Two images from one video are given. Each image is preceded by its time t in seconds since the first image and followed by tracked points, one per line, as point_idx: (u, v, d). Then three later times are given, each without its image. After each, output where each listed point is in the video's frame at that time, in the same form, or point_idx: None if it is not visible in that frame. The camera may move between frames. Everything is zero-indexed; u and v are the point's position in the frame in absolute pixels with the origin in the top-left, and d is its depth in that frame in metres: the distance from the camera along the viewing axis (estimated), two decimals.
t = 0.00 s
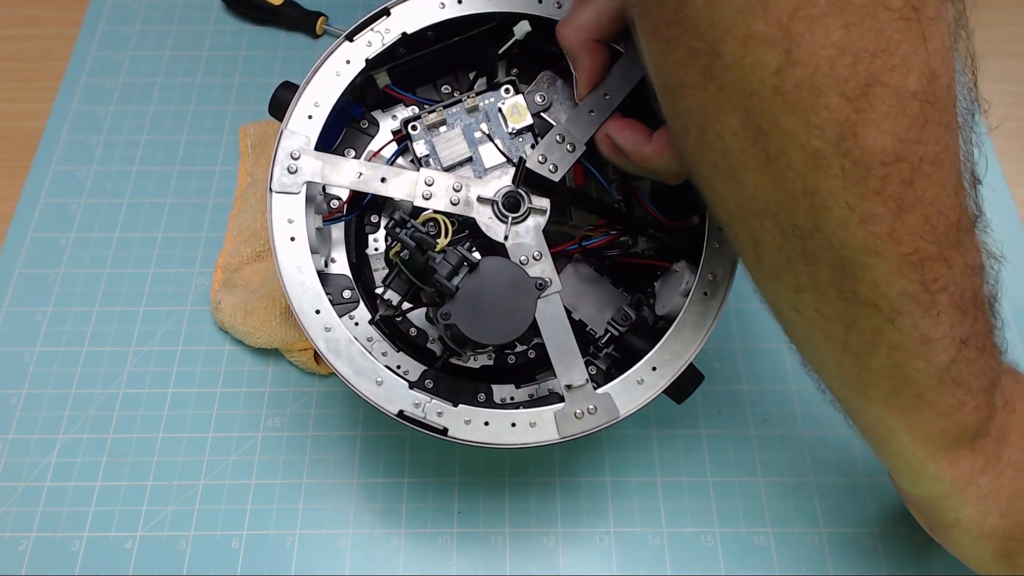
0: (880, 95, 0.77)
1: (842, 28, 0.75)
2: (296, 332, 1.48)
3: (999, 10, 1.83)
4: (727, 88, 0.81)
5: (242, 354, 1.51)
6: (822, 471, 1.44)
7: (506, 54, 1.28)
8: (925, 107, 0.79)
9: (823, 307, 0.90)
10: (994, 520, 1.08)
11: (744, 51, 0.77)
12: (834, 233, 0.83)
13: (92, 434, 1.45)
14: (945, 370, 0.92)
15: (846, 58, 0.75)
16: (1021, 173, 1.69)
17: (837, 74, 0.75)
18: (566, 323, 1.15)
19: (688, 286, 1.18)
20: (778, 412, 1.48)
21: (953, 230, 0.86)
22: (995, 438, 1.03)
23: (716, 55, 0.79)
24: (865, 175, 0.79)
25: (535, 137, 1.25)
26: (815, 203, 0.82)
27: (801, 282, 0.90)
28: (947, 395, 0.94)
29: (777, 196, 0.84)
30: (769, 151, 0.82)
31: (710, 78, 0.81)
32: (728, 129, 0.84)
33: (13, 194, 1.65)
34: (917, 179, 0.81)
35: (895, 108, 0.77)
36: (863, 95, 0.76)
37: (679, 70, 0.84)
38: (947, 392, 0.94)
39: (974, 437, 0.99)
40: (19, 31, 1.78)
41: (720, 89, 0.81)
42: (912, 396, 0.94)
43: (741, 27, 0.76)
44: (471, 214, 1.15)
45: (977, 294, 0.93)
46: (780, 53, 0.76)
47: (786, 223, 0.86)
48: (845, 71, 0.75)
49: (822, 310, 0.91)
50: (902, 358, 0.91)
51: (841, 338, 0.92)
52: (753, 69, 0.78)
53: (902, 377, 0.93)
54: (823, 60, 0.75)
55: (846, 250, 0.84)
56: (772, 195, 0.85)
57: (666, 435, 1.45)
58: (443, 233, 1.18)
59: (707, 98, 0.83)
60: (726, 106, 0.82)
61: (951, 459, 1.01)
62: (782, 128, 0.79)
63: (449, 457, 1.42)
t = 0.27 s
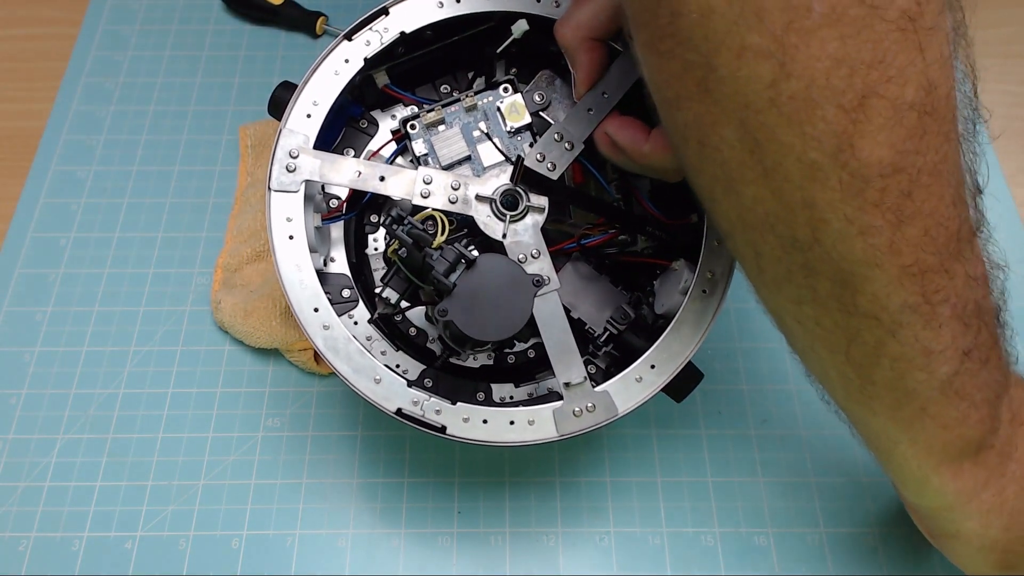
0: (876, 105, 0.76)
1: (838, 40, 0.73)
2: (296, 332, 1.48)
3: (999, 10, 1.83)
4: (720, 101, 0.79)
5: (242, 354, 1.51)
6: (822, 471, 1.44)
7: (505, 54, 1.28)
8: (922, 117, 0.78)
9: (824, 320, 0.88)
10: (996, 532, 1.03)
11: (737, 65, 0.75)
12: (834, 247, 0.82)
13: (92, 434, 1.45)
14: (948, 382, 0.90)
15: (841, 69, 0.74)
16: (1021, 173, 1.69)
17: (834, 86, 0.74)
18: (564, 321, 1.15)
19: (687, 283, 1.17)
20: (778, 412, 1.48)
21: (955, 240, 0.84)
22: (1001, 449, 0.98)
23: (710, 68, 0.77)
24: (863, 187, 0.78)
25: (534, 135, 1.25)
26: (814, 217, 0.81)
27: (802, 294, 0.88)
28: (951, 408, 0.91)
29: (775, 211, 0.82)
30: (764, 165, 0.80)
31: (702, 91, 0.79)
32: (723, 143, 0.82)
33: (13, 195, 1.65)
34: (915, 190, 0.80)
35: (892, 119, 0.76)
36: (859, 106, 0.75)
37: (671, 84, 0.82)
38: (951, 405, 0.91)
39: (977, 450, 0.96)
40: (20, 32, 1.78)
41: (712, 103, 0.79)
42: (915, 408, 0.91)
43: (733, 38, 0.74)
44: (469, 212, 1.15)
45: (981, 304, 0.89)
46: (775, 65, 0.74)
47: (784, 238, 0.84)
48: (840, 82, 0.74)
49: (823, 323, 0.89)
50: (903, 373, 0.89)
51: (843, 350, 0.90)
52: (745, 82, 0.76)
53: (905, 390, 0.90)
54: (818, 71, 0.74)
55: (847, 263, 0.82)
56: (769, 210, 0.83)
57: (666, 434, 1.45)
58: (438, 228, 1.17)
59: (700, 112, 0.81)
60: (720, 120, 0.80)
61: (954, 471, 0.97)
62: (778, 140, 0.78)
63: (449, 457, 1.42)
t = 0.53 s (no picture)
0: (839, 110, 0.74)
1: (796, 45, 0.72)
2: (295, 332, 1.48)
3: (1000, 10, 1.82)
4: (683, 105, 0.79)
5: (243, 355, 1.51)
6: (822, 472, 1.43)
7: (503, 54, 1.28)
8: (887, 122, 0.76)
9: (798, 324, 0.87)
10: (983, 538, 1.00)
11: (698, 69, 0.76)
12: (801, 251, 0.81)
13: (92, 434, 1.45)
14: (925, 388, 0.87)
15: (800, 74, 0.73)
16: (1021, 173, 1.68)
17: (793, 90, 0.73)
18: (563, 322, 1.15)
19: (686, 284, 1.17)
20: (778, 413, 1.48)
21: (927, 245, 0.82)
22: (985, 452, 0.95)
23: (674, 72, 0.78)
24: (827, 191, 0.77)
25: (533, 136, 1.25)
26: (780, 221, 0.80)
27: (774, 298, 0.87)
28: (929, 414, 0.89)
29: (741, 214, 0.82)
30: (729, 169, 0.80)
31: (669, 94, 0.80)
32: (690, 147, 0.82)
33: (14, 194, 1.65)
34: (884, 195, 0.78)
35: (855, 124, 0.75)
36: (821, 111, 0.74)
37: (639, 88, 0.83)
38: (929, 410, 0.89)
39: (960, 456, 0.93)
40: (20, 31, 1.78)
41: (678, 107, 0.80)
42: (893, 414, 0.89)
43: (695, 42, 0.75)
44: (468, 213, 1.15)
45: (960, 310, 0.87)
46: (734, 70, 0.74)
47: (753, 241, 0.83)
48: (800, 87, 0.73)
49: (797, 328, 0.88)
50: (878, 378, 0.87)
51: (818, 354, 0.88)
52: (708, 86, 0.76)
53: (882, 395, 0.88)
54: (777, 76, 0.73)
55: (815, 268, 0.81)
56: (736, 214, 0.82)
57: (665, 435, 1.45)
58: (435, 231, 1.19)
59: (667, 116, 0.82)
60: (686, 124, 0.80)
61: (936, 475, 0.94)
62: (740, 145, 0.77)
63: (448, 457, 1.42)
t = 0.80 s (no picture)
0: (842, 111, 0.75)
1: (800, 49, 0.72)
2: (295, 332, 1.48)
3: (1000, 9, 1.82)
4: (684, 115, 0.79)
5: (243, 354, 1.51)
6: (823, 471, 1.43)
7: (504, 53, 1.28)
8: (889, 121, 0.77)
9: (805, 329, 0.86)
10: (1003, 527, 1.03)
11: (700, 78, 0.75)
12: (810, 255, 0.80)
13: (92, 434, 1.45)
14: (934, 384, 0.88)
15: (804, 78, 0.73)
16: (1021, 173, 1.68)
17: (797, 95, 0.73)
18: (563, 320, 1.15)
19: (687, 284, 1.19)
20: (778, 412, 1.48)
21: (930, 241, 0.83)
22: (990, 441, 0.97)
23: (674, 81, 0.77)
24: (835, 193, 0.77)
25: (533, 135, 1.25)
26: (788, 225, 0.79)
27: (782, 302, 0.86)
28: (939, 409, 0.89)
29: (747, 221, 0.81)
30: (735, 176, 0.79)
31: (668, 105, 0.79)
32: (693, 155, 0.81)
33: (13, 194, 1.65)
34: (887, 195, 0.79)
35: (859, 125, 0.75)
36: (826, 113, 0.74)
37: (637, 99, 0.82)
38: (938, 406, 0.89)
39: (968, 448, 0.94)
40: (20, 31, 1.78)
41: (679, 116, 0.79)
42: (903, 411, 0.89)
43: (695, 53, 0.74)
44: (468, 212, 1.15)
45: (962, 304, 0.88)
46: (738, 77, 0.74)
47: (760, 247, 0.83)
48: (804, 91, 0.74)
49: (806, 332, 0.87)
50: (887, 379, 0.87)
51: (826, 357, 0.88)
52: (710, 94, 0.76)
53: (892, 394, 0.88)
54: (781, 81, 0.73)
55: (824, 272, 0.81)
56: (742, 219, 0.82)
57: (666, 434, 1.45)
58: (437, 228, 1.17)
59: (668, 126, 0.81)
60: (687, 133, 0.80)
61: (949, 471, 0.96)
62: (745, 150, 0.77)
63: (448, 457, 1.42)
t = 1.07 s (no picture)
0: (876, 127, 0.73)
1: (837, 65, 0.71)
2: (296, 332, 1.48)
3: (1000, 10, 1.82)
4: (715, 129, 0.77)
5: (243, 354, 1.50)
6: (823, 471, 1.43)
7: (506, 53, 1.28)
8: (921, 136, 0.76)
9: (831, 345, 0.85)
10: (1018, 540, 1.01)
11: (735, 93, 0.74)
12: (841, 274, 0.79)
13: (92, 434, 1.44)
14: (957, 400, 0.87)
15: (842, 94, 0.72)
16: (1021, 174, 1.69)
17: (833, 111, 0.72)
18: (565, 319, 1.15)
19: (688, 284, 1.18)
20: (778, 412, 1.48)
21: (954, 257, 0.82)
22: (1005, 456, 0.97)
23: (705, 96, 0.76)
24: (869, 209, 0.76)
25: (535, 135, 1.25)
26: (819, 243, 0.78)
27: (809, 320, 0.84)
28: (962, 424, 0.89)
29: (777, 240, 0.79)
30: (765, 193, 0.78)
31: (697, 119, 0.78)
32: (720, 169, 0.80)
33: (14, 194, 1.65)
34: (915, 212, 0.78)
35: (893, 141, 0.74)
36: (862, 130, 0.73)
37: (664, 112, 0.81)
38: (962, 421, 0.89)
39: (987, 461, 0.94)
40: (20, 31, 1.78)
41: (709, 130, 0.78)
42: (927, 426, 0.89)
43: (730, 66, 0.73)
44: (471, 210, 1.15)
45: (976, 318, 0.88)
46: (773, 91, 0.72)
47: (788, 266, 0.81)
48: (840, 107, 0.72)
49: (832, 349, 0.86)
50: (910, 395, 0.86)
51: (851, 373, 0.87)
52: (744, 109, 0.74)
53: (916, 409, 0.87)
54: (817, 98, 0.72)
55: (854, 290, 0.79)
56: (770, 237, 0.80)
57: (666, 434, 1.45)
58: (442, 227, 1.19)
59: (697, 139, 0.80)
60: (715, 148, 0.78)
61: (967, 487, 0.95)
62: (777, 166, 0.76)
63: (448, 457, 1.42)
